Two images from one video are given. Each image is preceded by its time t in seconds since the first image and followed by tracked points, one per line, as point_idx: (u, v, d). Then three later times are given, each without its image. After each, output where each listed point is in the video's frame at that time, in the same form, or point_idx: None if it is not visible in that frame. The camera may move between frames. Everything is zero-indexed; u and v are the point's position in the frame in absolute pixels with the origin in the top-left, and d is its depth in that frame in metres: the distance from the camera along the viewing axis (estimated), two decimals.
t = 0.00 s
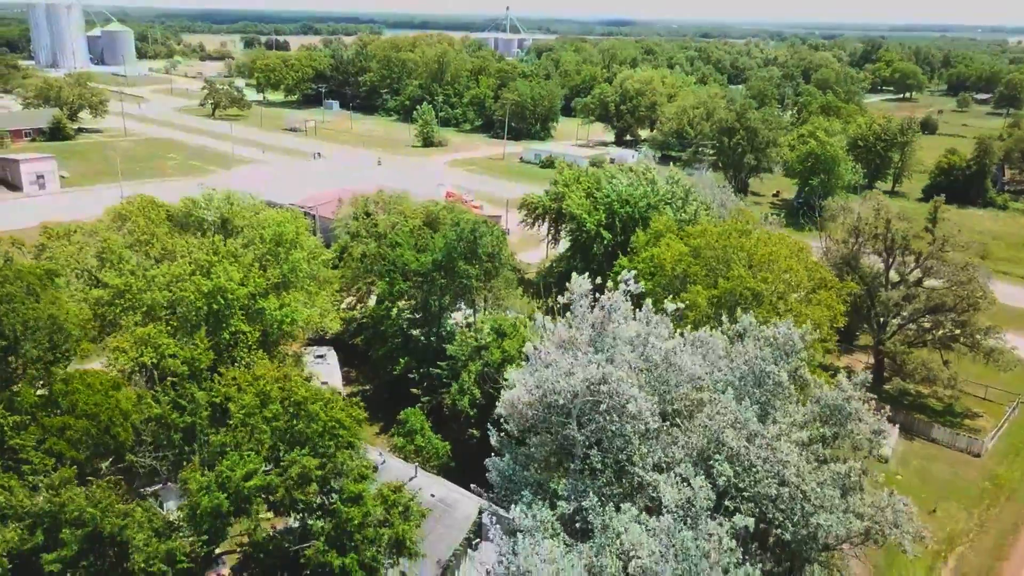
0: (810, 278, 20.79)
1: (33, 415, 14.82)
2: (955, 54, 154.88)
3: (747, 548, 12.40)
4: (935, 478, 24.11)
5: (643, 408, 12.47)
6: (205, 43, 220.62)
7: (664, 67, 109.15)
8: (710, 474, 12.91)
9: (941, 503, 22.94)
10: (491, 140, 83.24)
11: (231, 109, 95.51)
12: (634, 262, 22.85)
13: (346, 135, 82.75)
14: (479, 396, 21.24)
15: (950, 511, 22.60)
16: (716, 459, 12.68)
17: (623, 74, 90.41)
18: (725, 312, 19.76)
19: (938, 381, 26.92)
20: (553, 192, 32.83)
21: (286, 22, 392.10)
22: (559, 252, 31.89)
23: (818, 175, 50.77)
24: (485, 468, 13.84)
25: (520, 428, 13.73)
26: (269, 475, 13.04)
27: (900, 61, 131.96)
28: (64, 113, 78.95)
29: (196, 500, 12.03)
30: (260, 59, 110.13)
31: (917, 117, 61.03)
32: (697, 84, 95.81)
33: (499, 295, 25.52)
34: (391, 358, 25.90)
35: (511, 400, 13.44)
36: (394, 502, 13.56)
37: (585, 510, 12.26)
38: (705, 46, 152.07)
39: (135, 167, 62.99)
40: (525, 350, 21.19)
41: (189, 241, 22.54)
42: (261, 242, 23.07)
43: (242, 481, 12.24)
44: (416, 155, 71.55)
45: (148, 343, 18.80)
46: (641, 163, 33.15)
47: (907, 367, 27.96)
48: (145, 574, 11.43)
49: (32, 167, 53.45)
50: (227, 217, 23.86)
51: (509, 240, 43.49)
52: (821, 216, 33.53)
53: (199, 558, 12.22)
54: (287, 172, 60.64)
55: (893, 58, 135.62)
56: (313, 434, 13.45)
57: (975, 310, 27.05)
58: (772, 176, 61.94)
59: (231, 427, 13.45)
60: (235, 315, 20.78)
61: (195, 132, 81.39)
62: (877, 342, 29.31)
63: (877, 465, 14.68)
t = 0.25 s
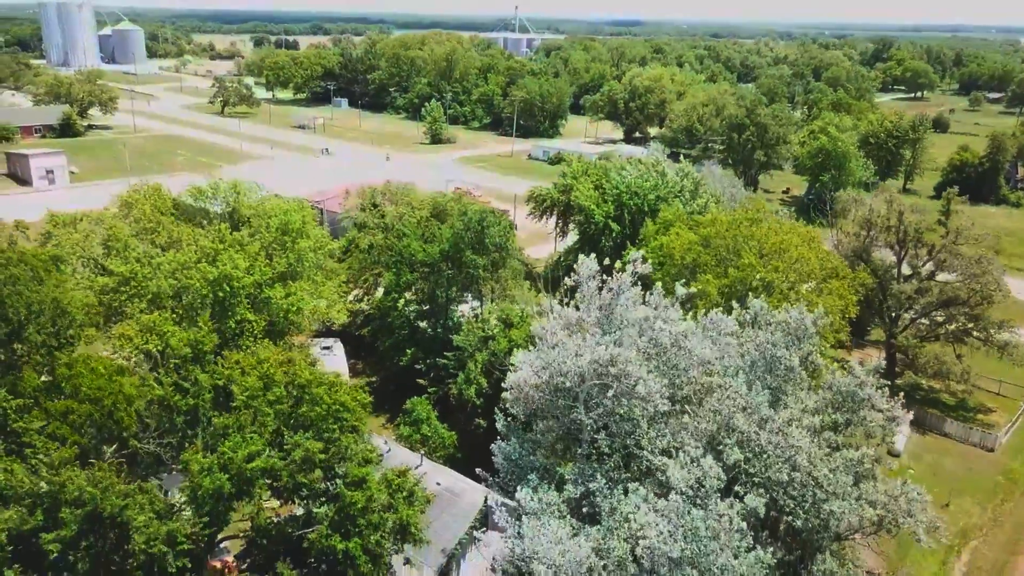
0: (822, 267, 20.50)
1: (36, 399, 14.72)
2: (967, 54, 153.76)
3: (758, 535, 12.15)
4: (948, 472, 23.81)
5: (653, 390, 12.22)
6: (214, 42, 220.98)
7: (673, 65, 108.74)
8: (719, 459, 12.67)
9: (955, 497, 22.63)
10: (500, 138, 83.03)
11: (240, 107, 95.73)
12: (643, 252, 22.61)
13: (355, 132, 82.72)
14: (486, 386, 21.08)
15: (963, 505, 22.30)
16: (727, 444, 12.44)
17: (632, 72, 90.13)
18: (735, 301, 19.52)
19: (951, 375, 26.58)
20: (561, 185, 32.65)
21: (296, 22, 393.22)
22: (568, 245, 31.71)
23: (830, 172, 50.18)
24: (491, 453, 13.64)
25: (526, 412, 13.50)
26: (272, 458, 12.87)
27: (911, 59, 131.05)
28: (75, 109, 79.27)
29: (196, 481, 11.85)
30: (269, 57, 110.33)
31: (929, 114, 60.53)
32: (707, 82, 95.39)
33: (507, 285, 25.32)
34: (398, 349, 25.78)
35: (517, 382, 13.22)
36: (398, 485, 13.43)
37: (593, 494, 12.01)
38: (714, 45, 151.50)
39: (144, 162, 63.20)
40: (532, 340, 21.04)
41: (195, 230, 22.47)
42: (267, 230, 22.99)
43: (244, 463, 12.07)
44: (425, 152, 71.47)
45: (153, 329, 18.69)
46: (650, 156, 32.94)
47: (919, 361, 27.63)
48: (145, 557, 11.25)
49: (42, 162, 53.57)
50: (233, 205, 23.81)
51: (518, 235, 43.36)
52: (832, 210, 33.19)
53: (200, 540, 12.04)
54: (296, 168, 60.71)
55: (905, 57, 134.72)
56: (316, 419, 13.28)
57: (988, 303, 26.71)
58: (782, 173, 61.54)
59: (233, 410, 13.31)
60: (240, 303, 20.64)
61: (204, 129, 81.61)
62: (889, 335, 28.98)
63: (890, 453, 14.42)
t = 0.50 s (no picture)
0: (829, 257, 20.26)
1: (35, 385, 14.56)
2: (973, 52, 153.10)
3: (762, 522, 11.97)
4: (954, 466, 23.59)
5: (657, 372, 12.07)
6: (219, 41, 221.11)
7: (679, 64, 108.43)
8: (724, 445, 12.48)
9: (961, 491, 22.43)
10: (503, 136, 82.84)
11: (244, 105, 95.78)
12: (646, 243, 22.42)
13: (359, 130, 82.62)
14: (488, 376, 20.97)
15: (970, 499, 22.08)
16: (731, 429, 12.26)
17: (637, 69, 89.83)
18: (740, 290, 19.31)
19: (958, 369, 26.34)
20: (565, 178, 32.47)
21: (301, 21, 393.46)
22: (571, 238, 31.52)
23: (836, 169, 49.86)
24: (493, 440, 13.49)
25: (528, 397, 13.37)
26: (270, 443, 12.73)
27: (917, 58, 130.40)
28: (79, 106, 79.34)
29: (193, 465, 11.70)
30: (274, 55, 110.36)
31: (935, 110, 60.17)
32: (713, 80, 95.06)
33: (510, 277, 25.15)
34: (400, 341, 25.66)
35: (519, 366, 13.08)
36: (398, 472, 13.35)
37: (595, 479, 11.84)
38: (720, 44, 151.07)
39: (148, 158, 63.20)
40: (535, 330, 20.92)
41: (196, 220, 22.36)
42: (268, 220, 22.90)
43: (242, 447, 11.92)
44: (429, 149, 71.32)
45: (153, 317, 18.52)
46: (654, 149, 32.75)
47: (925, 355, 27.40)
48: (142, 541, 11.08)
49: (46, 157, 53.61)
50: (235, 195, 23.77)
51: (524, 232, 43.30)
52: (838, 204, 32.97)
53: (198, 526, 11.89)
54: (300, 164, 60.62)
55: (910, 56, 134.12)
56: (317, 405, 13.15)
57: (996, 296, 26.46)
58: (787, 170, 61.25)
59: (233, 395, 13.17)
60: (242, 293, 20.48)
61: (208, 126, 81.61)
62: (895, 329, 28.75)
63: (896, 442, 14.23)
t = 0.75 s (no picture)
0: (831, 244, 20.07)
1: (29, 368, 14.37)
2: (975, 51, 152.64)
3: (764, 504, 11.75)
4: (957, 456, 23.41)
5: (658, 350, 11.94)
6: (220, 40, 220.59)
7: (680, 61, 108.16)
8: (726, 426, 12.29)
9: (965, 480, 22.26)
10: (504, 132, 82.63)
11: (245, 102, 95.69)
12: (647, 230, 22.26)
13: (360, 127, 82.46)
14: (488, 364, 20.89)
15: (973, 489, 21.90)
16: (733, 409, 12.08)
17: (638, 66, 89.60)
18: (742, 277, 19.13)
19: (961, 359, 26.16)
20: (565, 169, 32.29)
21: (302, 21, 393.21)
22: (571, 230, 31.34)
23: (837, 162, 49.58)
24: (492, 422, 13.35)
25: (529, 376, 13.29)
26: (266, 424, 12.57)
27: (919, 56, 129.96)
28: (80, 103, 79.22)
29: (187, 443, 11.52)
30: (275, 53, 110.28)
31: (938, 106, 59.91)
32: (714, 77, 94.81)
33: (510, 266, 24.98)
34: (399, 331, 25.51)
35: (520, 347, 13.13)
36: (396, 453, 13.22)
37: (595, 459, 11.67)
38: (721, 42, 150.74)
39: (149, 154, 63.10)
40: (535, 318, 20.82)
41: (193, 208, 22.21)
42: (267, 209, 22.79)
43: (237, 426, 11.75)
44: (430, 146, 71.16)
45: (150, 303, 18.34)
46: (655, 141, 32.57)
47: (928, 345, 27.24)
48: (135, 520, 10.91)
49: (46, 152, 53.50)
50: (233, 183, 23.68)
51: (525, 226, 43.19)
52: (840, 196, 32.77)
53: (193, 507, 11.70)
54: (300, 160, 60.50)
55: (912, 54, 133.72)
56: (313, 386, 13.00)
57: (999, 286, 26.27)
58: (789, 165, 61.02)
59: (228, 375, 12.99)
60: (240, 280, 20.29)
61: (208, 123, 81.47)
62: (898, 320, 28.55)
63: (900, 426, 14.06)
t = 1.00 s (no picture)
0: (833, 232, 19.91)
1: (23, 354, 14.17)
2: (976, 49, 152.36)
3: (765, 487, 11.60)
4: (960, 447, 23.26)
5: (658, 331, 11.80)
6: (220, 40, 220.32)
7: (680, 59, 107.96)
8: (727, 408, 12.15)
9: (969, 471, 22.12)
10: (504, 129, 82.49)
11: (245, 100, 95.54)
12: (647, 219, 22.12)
13: (360, 123, 82.35)
14: (487, 353, 20.82)
15: (976, 480, 21.75)
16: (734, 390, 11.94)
17: (639, 63, 89.45)
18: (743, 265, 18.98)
19: (963, 351, 26.01)
20: (565, 161, 32.15)
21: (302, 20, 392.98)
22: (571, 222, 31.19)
23: (839, 157, 49.39)
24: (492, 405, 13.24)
25: (529, 358, 13.22)
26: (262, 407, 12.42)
27: (920, 53, 129.66)
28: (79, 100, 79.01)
29: (182, 425, 11.37)
30: (275, 51, 110.12)
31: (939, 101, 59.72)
32: (715, 74, 94.63)
33: (509, 257, 24.84)
34: (398, 323, 25.37)
35: (522, 331, 13.26)
36: (394, 438, 13.15)
37: (595, 441, 11.54)
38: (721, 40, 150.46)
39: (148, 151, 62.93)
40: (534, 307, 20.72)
41: (191, 198, 22.06)
42: (266, 199, 22.70)
43: (233, 407, 11.60)
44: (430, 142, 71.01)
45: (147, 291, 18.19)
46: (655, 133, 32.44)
47: (931, 337, 27.10)
48: (129, 502, 10.75)
49: (45, 148, 53.34)
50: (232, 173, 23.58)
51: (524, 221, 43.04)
52: (841, 188, 32.64)
53: (188, 491, 11.53)
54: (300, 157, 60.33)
55: (913, 52, 133.51)
56: (311, 369, 12.85)
57: (1001, 277, 26.11)
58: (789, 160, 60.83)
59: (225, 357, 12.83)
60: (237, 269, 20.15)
61: (208, 120, 81.29)
62: (900, 313, 28.40)
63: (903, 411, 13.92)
